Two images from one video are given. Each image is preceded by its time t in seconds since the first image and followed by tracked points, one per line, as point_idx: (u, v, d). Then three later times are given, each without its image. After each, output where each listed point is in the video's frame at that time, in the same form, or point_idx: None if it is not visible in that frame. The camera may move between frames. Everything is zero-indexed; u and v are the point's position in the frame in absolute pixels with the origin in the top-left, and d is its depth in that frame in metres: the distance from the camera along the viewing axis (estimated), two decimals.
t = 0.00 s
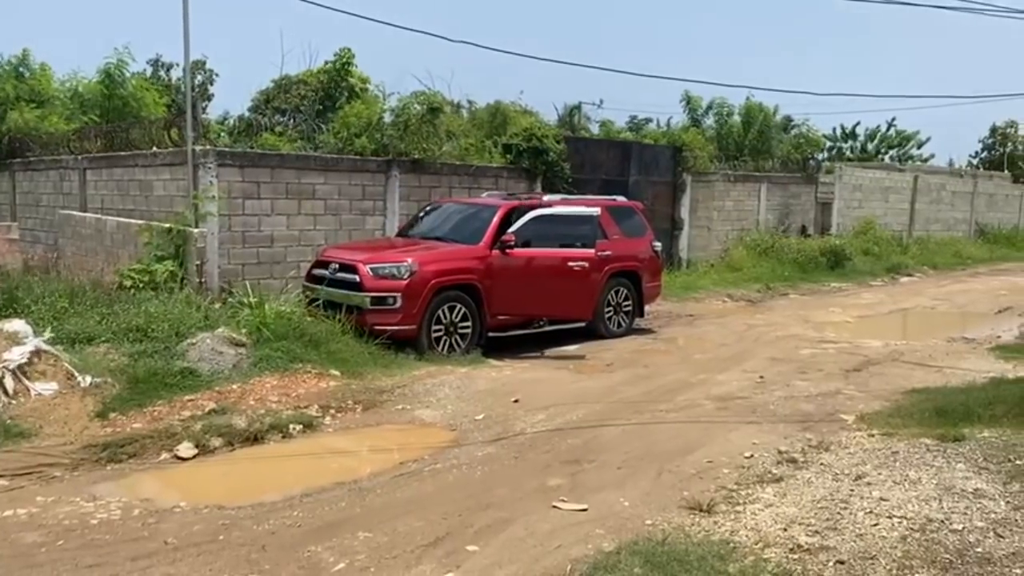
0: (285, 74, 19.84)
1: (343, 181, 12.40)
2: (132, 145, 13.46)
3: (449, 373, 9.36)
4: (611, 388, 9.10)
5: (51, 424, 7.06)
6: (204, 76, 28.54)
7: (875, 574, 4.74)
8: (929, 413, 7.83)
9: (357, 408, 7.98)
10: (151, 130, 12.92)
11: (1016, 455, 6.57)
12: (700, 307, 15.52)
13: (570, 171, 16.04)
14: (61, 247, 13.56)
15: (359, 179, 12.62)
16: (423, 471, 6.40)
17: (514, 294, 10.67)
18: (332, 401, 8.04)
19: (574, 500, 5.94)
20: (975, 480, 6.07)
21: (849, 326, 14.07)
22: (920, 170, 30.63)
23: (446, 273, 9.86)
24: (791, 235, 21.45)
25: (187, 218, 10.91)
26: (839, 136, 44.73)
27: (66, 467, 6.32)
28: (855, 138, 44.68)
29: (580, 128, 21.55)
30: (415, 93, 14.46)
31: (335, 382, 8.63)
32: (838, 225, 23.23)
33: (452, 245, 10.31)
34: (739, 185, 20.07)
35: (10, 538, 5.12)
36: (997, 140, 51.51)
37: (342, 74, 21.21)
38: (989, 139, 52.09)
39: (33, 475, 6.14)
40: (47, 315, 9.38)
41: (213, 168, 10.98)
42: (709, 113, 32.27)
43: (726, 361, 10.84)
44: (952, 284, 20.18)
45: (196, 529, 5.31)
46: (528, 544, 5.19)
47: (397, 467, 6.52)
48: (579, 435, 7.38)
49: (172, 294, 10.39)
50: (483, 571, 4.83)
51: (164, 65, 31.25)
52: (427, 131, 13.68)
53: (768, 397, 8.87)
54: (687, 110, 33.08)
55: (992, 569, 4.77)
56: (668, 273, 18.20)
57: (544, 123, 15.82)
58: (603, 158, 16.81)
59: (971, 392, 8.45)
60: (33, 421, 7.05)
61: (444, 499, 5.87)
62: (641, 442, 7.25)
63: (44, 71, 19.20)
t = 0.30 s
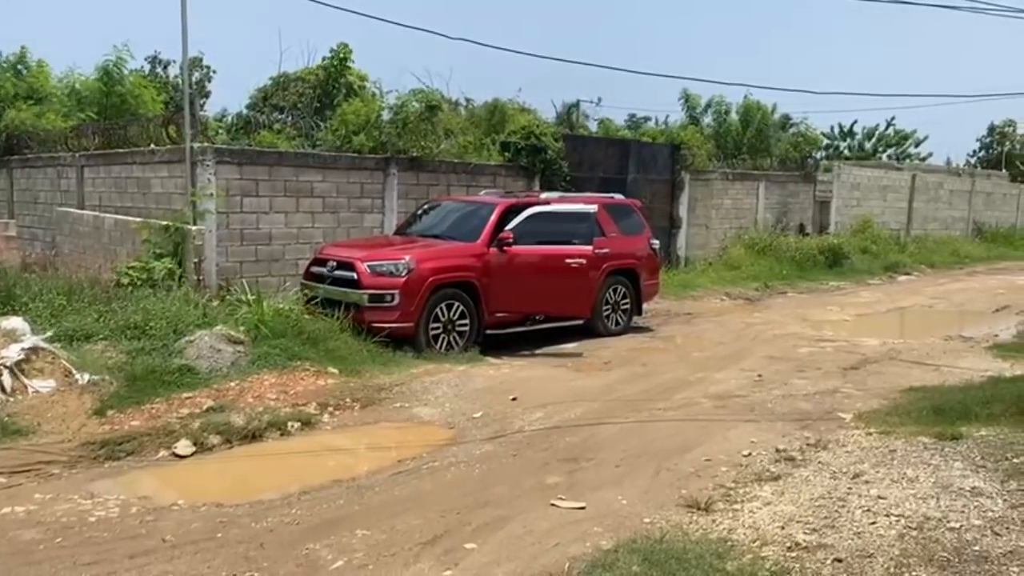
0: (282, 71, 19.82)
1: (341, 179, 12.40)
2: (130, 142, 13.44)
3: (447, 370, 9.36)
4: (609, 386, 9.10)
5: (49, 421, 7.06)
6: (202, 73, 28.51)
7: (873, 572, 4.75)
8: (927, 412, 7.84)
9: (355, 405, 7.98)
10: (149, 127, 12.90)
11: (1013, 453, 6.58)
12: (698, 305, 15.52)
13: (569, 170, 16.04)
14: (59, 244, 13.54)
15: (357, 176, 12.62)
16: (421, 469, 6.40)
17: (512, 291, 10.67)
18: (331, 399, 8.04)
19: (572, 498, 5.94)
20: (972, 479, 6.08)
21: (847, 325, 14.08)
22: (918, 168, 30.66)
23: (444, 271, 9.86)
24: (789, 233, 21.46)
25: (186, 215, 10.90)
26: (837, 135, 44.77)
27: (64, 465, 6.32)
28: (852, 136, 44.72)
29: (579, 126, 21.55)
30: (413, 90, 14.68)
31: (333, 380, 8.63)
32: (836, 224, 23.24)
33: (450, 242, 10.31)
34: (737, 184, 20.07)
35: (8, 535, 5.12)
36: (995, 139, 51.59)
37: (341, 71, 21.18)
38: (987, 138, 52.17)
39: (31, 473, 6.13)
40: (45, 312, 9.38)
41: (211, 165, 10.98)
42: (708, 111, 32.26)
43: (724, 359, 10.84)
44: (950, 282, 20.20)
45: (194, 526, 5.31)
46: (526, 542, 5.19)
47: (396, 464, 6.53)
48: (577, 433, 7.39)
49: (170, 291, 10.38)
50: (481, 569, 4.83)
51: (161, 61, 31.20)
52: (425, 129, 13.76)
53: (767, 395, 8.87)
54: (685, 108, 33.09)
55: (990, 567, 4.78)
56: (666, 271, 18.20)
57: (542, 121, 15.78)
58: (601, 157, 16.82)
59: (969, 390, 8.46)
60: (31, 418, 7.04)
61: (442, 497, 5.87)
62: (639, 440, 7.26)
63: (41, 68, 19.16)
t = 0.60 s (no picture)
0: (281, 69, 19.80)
1: (340, 177, 12.39)
2: (129, 140, 13.42)
3: (446, 369, 9.36)
4: (608, 384, 9.10)
5: (47, 419, 7.05)
6: (201, 71, 28.52)
7: (872, 571, 4.75)
8: (925, 411, 7.84)
9: (354, 404, 7.98)
10: (147, 126, 12.90)
11: (1012, 452, 6.59)
12: (697, 304, 15.52)
13: (568, 168, 16.02)
14: (58, 242, 13.52)
15: (356, 174, 12.61)
16: (420, 468, 6.40)
17: (511, 290, 10.66)
18: (329, 398, 8.03)
19: (571, 496, 5.94)
20: (971, 477, 6.09)
21: (845, 323, 14.07)
22: (917, 167, 30.67)
23: (444, 269, 9.86)
24: (788, 232, 21.46)
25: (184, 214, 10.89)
26: (835, 133, 44.78)
27: (62, 463, 6.31)
28: (851, 135, 44.73)
29: (578, 125, 21.54)
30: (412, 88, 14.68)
31: (332, 378, 8.62)
32: (835, 222, 23.25)
33: (449, 241, 10.31)
34: (736, 182, 20.08)
35: (7, 534, 5.11)
36: (994, 138, 51.64)
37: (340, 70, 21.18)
38: (986, 137, 52.22)
39: (29, 472, 6.12)
40: (44, 311, 9.37)
41: (210, 163, 10.98)
42: (707, 109, 32.26)
43: (723, 357, 10.84)
44: (949, 281, 20.22)
45: (193, 525, 5.31)
46: (525, 541, 5.19)
47: (395, 463, 6.52)
48: (576, 432, 7.38)
49: (168, 289, 10.37)
50: (480, 568, 4.82)
51: (160, 59, 31.21)
52: (424, 128, 13.76)
53: (765, 394, 8.87)
54: (684, 106, 33.10)
55: (989, 566, 4.78)
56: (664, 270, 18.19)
57: (542, 119, 15.76)
58: (600, 155, 16.82)
59: (967, 389, 8.47)
60: (30, 417, 7.02)
61: (441, 495, 5.86)
62: (637, 439, 7.26)
63: (40, 66, 19.13)
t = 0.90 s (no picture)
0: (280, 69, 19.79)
1: (340, 175, 12.38)
2: (129, 138, 13.42)
3: (446, 367, 9.36)
4: (608, 383, 9.10)
5: (47, 418, 7.04)
6: (200, 69, 28.50)
7: (872, 570, 4.74)
8: (925, 409, 7.84)
9: (354, 403, 7.98)
10: (147, 125, 12.95)
11: (1012, 451, 6.58)
12: (696, 302, 15.52)
13: (567, 167, 16.02)
14: (57, 241, 13.51)
15: (356, 173, 12.60)
16: (420, 467, 6.40)
17: (511, 288, 10.65)
18: (329, 396, 8.03)
19: (571, 495, 5.93)
20: (971, 476, 6.08)
21: (845, 322, 14.07)
22: (916, 165, 30.66)
23: (444, 268, 9.86)
24: (787, 230, 21.46)
25: (184, 212, 10.88)
26: (834, 131, 44.77)
27: (62, 462, 6.30)
28: (850, 133, 44.70)
29: (577, 123, 21.54)
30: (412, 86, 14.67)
31: (332, 377, 8.61)
32: (834, 221, 23.24)
33: (448, 239, 10.31)
34: (736, 181, 20.07)
35: (7, 533, 5.11)
36: (993, 136, 51.64)
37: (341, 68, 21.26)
38: (986, 135, 52.23)
39: (29, 470, 6.12)
40: (43, 309, 9.36)
41: (209, 162, 10.98)
42: (706, 108, 32.25)
43: (722, 356, 10.84)
44: (948, 280, 20.21)
45: (192, 524, 5.30)
46: (525, 540, 5.18)
47: (394, 462, 6.52)
48: (575, 430, 7.38)
49: (168, 288, 10.37)
50: (480, 567, 4.82)
51: (159, 58, 31.22)
52: (424, 126, 13.74)
53: (765, 393, 8.87)
54: (683, 105, 33.09)
55: (989, 565, 4.78)
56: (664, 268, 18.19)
57: (541, 118, 15.75)
58: (600, 153, 16.81)
59: (967, 388, 8.46)
60: (30, 416, 7.02)
61: (441, 494, 5.86)
62: (637, 437, 7.25)
63: (39, 64, 19.11)
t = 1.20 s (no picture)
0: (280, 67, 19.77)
1: (339, 173, 12.37)
2: (128, 136, 13.43)
3: (446, 365, 9.34)
4: (608, 381, 9.09)
5: (46, 416, 7.02)
6: (199, 67, 28.44)
7: (872, 567, 4.74)
8: (926, 407, 7.82)
9: (353, 400, 7.97)
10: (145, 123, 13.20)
11: (1012, 448, 6.57)
12: (696, 300, 15.50)
13: (567, 164, 16.00)
14: (56, 239, 13.50)
15: (355, 171, 12.58)
16: (420, 465, 6.38)
17: (510, 285, 10.64)
18: (329, 394, 8.02)
19: (571, 493, 5.92)
20: (972, 474, 6.07)
21: (845, 319, 14.06)
22: (916, 162, 30.65)
23: (443, 265, 9.84)
24: (787, 227, 21.45)
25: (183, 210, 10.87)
26: (834, 129, 44.74)
27: (61, 460, 6.29)
28: (850, 130, 44.67)
29: (577, 120, 21.53)
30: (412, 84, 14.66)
31: (331, 375, 8.60)
32: (834, 218, 23.24)
33: (448, 237, 10.30)
34: (736, 178, 20.06)
35: (6, 531, 5.10)
36: (994, 133, 51.63)
37: (343, 67, 21.38)
38: (986, 133, 52.23)
39: (28, 468, 6.11)
40: (42, 307, 9.34)
41: (208, 159, 10.94)
42: (706, 105, 32.21)
43: (722, 353, 10.83)
44: (948, 277, 20.20)
45: (191, 522, 5.29)
46: (525, 537, 5.17)
47: (394, 460, 6.50)
48: (575, 428, 7.37)
49: (167, 287, 10.36)
50: (480, 565, 4.81)
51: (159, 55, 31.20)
52: (423, 124, 13.70)
53: (765, 390, 8.87)
54: (683, 102, 33.06)
55: (990, 562, 4.77)
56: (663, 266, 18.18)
57: (541, 115, 15.73)
58: (600, 151, 16.80)
59: (968, 385, 8.46)
60: (29, 414, 7.00)
61: (441, 492, 5.85)
62: (637, 435, 7.24)
63: (38, 62, 19.07)
